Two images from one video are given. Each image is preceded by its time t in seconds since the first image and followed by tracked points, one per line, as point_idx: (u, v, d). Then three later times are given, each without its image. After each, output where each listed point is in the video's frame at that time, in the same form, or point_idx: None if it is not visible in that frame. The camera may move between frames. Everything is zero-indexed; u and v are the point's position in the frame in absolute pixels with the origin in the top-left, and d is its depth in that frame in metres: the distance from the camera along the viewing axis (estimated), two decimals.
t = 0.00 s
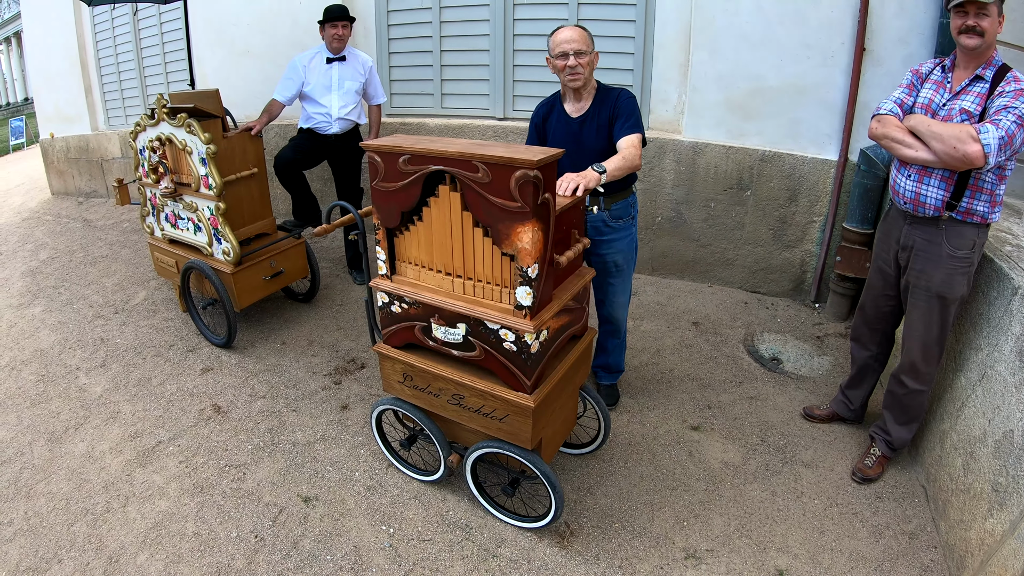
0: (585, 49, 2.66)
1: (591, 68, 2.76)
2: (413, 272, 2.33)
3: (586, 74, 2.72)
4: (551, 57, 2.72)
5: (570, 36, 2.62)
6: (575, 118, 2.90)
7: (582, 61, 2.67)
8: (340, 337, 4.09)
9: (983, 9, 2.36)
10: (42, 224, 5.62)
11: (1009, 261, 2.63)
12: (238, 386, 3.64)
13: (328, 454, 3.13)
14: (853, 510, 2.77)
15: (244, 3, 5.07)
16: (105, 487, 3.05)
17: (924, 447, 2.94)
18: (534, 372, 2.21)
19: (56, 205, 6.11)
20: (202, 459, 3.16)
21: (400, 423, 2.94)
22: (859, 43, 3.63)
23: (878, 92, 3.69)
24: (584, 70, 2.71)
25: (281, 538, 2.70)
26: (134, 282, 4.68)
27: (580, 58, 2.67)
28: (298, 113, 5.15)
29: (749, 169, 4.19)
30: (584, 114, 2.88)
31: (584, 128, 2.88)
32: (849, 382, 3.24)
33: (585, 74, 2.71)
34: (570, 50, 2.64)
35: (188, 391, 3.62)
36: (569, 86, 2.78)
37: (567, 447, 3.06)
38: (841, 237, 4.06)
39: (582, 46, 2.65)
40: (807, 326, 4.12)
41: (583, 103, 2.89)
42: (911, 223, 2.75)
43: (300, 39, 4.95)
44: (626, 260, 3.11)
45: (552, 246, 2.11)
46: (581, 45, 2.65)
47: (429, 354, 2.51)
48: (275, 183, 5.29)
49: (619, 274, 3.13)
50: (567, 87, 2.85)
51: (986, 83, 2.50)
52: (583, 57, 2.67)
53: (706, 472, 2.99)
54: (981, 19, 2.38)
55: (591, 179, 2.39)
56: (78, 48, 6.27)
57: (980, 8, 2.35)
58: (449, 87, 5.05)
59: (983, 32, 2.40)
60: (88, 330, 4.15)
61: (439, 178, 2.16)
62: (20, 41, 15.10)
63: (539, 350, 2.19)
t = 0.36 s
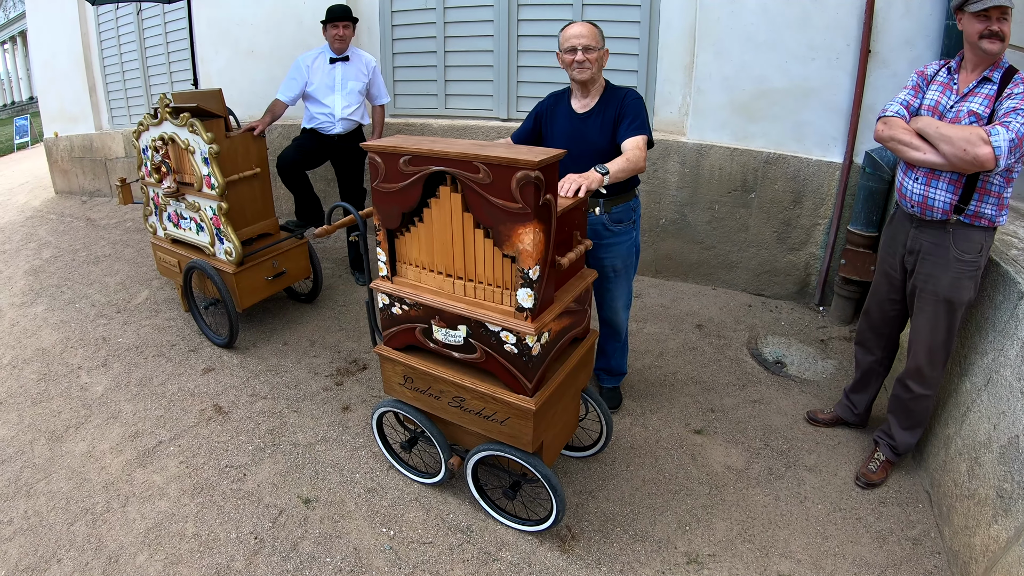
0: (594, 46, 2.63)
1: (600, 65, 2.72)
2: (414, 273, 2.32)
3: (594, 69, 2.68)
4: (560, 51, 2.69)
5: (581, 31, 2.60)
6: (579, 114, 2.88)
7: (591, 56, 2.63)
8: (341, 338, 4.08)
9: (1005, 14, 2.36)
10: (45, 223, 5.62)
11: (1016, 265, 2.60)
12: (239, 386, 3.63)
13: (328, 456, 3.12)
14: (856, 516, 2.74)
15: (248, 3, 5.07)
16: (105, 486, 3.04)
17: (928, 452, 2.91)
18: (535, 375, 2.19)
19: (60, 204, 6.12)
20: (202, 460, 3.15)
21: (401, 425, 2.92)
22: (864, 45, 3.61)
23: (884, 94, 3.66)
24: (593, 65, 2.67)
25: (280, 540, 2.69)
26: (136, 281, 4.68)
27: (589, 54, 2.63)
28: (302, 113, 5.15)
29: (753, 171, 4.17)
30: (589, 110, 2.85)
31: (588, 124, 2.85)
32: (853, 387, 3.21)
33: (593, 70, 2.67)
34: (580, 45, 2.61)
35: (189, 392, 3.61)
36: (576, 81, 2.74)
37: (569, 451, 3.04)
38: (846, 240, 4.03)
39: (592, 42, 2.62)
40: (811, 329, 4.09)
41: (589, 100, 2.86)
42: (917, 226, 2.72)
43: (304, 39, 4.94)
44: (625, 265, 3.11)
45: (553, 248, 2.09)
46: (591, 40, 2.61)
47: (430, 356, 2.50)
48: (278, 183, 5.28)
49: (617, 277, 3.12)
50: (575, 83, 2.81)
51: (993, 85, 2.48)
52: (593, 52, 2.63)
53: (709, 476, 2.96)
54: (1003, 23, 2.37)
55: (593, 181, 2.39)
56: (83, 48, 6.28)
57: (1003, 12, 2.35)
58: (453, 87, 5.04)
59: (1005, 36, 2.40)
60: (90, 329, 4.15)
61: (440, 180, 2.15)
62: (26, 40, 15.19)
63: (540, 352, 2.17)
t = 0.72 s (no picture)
0: (585, 49, 2.59)
1: (592, 67, 2.69)
2: (404, 277, 2.27)
3: (586, 73, 2.65)
4: (550, 56, 2.65)
5: (571, 34, 2.55)
6: (575, 119, 2.83)
7: (582, 61, 2.60)
8: (338, 340, 4.05)
9: (1019, 13, 2.28)
10: (46, 221, 5.61)
11: None
12: (234, 388, 3.60)
13: (320, 460, 3.08)
14: (856, 528, 2.67)
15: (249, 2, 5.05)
16: (97, 488, 3.01)
17: (932, 463, 2.84)
18: (527, 383, 2.13)
19: (62, 202, 6.12)
20: (194, 463, 3.11)
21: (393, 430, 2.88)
22: (870, 45, 3.53)
23: (890, 96, 3.58)
24: (585, 69, 2.64)
25: (269, 546, 2.65)
26: (135, 281, 4.65)
27: (580, 57, 2.60)
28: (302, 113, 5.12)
29: (757, 174, 4.10)
30: (585, 114, 2.81)
31: (585, 127, 2.81)
32: (856, 395, 3.14)
33: (585, 73, 2.64)
34: (571, 48, 2.58)
35: (183, 393, 3.58)
36: (569, 86, 2.71)
37: (565, 458, 2.98)
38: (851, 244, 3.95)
39: (583, 45, 2.58)
40: (814, 335, 4.01)
41: (585, 103, 2.82)
42: (924, 232, 2.64)
43: (304, 39, 4.91)
44: (628, 267, 3.01)
45: (546, 253, 2.02)
46: (582, 44, 2.58)
47: (420, 362, 2.45)
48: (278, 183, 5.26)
49: (621, 281, 3.02)
50: (567, 87, 2.78)
51: (1004, 87, 2.40)
52: (584, 56, 2.60)
53: (707, 486, 2.90)
54: (1017, 22, 2.29)
55: (589, 183, 2.31)
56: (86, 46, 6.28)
57: (1017, 11, 2.27)
58: (453, 87, 5.00)
59: (1017, 36, 2.32)
60: (87, 329, 4.13)
61: (430, 181, 2.09)
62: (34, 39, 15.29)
63: (531, 360, 2.11)
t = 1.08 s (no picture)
0: (591, 48, 2.46)
1: (598, 68, 2.56)
2: (390, 289, 2.22)
3: (592, 74, 2.51)
4: (555, 54, 2.53)
5: (576, 32, 2.43)
6: (577, 120, 2.70)
7: (588, 60, 2.47)
8: (336, 346, 4.01)
9: None
10: (57, 220, 5.65)
11: None
12: (230, 393, 3.57)
13: (312, 469, 3.04)
14: (861, 553, 2.55)
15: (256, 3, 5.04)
16: (89, 491, 2.97)
17: (941, 486, 2.70)
18: (512, 401, 2.05)
19: (74, 201, 6.16)
20: (186, 468, 3.08)
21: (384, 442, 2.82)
22: (885, 48, 3.39)
23: (906, 100, 3.44)
24: (591, 70, 2.50)
25: (255, 556, 2.60)
26: (139, 282, 4.64)
27: (586, 57, 2.47)
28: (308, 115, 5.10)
29: (768, 180, 3.97)
30: (587, 116, 2.68)
31: (586, 130, 2.68)
32: (865, 413, 3.00)
33: (590, 74, 2.51)
34: (576, 48, 2.45)
35: (180, 397, 3.55)
36: (573, 86, 2.58)
37: (560, 474, 2.90)
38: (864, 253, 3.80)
39: (588, 44, 2.45)
40: (825, 346, 3.88)
41: (587, 105, 2.68)
42: (938, 245, 2.48)
43: (310, 41, 4.89)
44: (625, 279, 2.95)
45: (531, 264, 1.94)
46: (589, 43, 2.45)
47: (408, 375, 2.40)
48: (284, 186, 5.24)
49: (616, 293, 2.97)
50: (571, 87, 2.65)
51: None
52: (591, 55, 2.47)
53: (706, 505, 2.80)
54: None
55: (582, 192, 2.21)
56: (100, 46, 6.31)
57: None
58: (459, 90, 4.95)
59: None
60: (89, 328, 4.09)
61: (414, 190, 2.03)
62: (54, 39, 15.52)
63: (517, 376, 2.04)
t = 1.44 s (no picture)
0: (591, 50, 2.42)
1: (599, 71, 2.51)
2: (379, 295, 2.17)
3: (592, 77, 2.47)
4: (554, 57, 2.49)
5: (575, 34, 2.39)
6: (578, 126, 2.63)
7: (588, 62, 2.43)
8: (340, 348, 3.99)
9: None
10: (77, 216, 5.74)
11: None
12: (231, 393, 3.57)
13: (307, 473, 3.01)
14: None
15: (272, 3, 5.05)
16: (88, 487, 2.97)
17: (956, 513, 2.55)
18: (499, 415, 1.98)
19: (94, 197, 6.26)
20: (183, 468, 3.07)
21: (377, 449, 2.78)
22: (908, 50, 3.23)
23: (929, 105, 3.27)
24: (591, 72, 2.46)
25: (244, 559, 2.59)
26: (151, 279, 4.68)
27: (585, 59, 2.43)
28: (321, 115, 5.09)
29: (785, 186, 3.82)
30: (589, 120, 2.61)
31: (587, 137, 2.61)
32: (879, 432, 2.81)
33: (591, 77, 2.47)
34: (575, 50, 2.41)
35: (182, 395, 3.55)
36: (573, 89, 2.53)
37: (555, 487, 2.83)
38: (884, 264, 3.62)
39: (588, 46, 2.41)
40: (840, 360, 3.72)
41: (589, 110, 2.62)
42: (958, 258, 2.34)
43: (324, 40, 4.88)
44: (633, 287, 2.79)
45: (521, 275, 1.85)
46: (588, 44, 2.41)
47: (398, 384, 2.34)
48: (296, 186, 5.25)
49: (624, 301, 2.82)
50: (571, 92, 2.60)
51: None
52: (590, 58, 2.43)
53: (707, 525, 2.69)
54: None
55: (580, 200, 2.13)
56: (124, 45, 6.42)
57: None
58: (472, 91, 4.89)
59: None
60: (99, 324, 4.12)
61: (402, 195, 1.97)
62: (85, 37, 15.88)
63: (505, 390, 1.97)
